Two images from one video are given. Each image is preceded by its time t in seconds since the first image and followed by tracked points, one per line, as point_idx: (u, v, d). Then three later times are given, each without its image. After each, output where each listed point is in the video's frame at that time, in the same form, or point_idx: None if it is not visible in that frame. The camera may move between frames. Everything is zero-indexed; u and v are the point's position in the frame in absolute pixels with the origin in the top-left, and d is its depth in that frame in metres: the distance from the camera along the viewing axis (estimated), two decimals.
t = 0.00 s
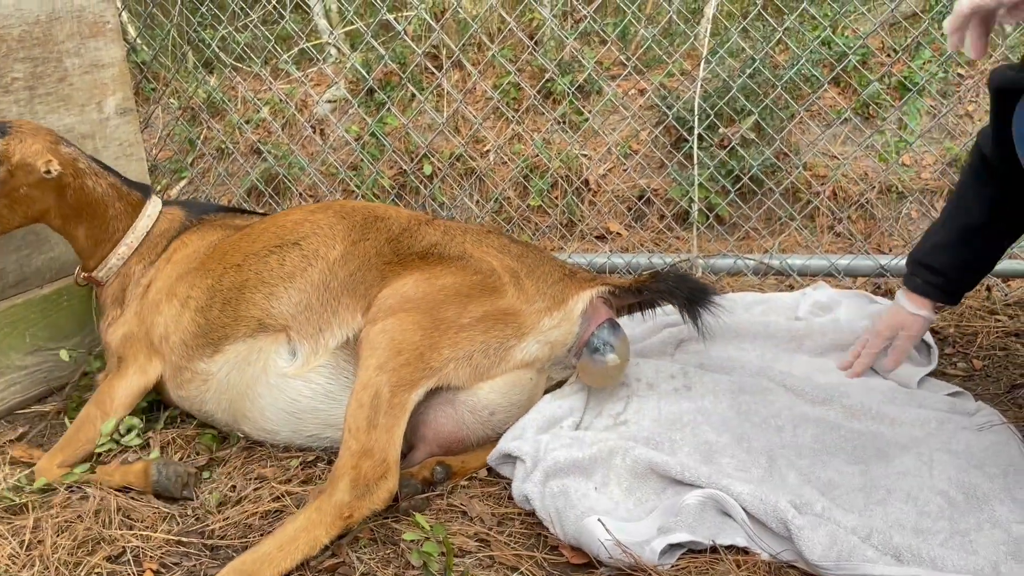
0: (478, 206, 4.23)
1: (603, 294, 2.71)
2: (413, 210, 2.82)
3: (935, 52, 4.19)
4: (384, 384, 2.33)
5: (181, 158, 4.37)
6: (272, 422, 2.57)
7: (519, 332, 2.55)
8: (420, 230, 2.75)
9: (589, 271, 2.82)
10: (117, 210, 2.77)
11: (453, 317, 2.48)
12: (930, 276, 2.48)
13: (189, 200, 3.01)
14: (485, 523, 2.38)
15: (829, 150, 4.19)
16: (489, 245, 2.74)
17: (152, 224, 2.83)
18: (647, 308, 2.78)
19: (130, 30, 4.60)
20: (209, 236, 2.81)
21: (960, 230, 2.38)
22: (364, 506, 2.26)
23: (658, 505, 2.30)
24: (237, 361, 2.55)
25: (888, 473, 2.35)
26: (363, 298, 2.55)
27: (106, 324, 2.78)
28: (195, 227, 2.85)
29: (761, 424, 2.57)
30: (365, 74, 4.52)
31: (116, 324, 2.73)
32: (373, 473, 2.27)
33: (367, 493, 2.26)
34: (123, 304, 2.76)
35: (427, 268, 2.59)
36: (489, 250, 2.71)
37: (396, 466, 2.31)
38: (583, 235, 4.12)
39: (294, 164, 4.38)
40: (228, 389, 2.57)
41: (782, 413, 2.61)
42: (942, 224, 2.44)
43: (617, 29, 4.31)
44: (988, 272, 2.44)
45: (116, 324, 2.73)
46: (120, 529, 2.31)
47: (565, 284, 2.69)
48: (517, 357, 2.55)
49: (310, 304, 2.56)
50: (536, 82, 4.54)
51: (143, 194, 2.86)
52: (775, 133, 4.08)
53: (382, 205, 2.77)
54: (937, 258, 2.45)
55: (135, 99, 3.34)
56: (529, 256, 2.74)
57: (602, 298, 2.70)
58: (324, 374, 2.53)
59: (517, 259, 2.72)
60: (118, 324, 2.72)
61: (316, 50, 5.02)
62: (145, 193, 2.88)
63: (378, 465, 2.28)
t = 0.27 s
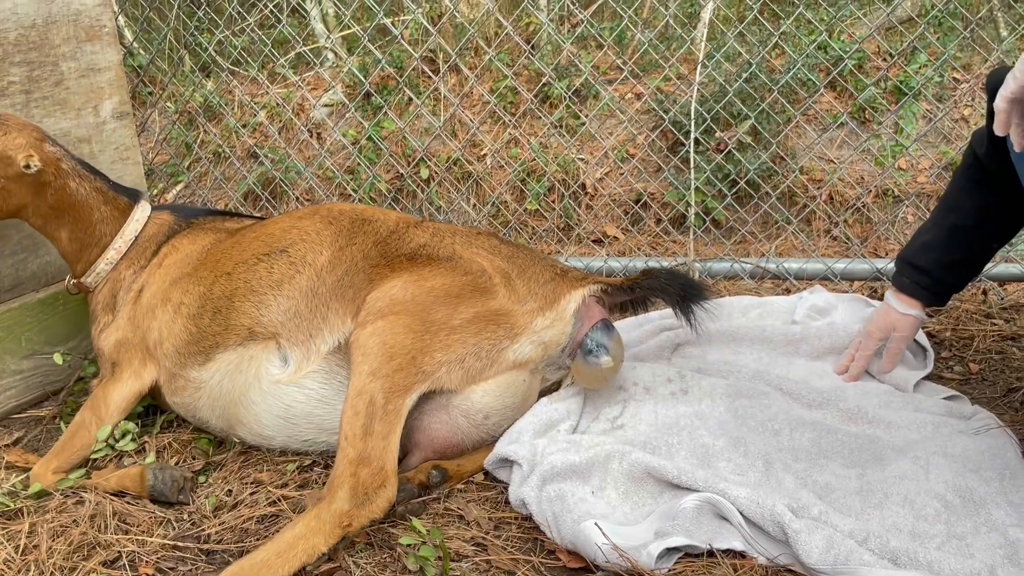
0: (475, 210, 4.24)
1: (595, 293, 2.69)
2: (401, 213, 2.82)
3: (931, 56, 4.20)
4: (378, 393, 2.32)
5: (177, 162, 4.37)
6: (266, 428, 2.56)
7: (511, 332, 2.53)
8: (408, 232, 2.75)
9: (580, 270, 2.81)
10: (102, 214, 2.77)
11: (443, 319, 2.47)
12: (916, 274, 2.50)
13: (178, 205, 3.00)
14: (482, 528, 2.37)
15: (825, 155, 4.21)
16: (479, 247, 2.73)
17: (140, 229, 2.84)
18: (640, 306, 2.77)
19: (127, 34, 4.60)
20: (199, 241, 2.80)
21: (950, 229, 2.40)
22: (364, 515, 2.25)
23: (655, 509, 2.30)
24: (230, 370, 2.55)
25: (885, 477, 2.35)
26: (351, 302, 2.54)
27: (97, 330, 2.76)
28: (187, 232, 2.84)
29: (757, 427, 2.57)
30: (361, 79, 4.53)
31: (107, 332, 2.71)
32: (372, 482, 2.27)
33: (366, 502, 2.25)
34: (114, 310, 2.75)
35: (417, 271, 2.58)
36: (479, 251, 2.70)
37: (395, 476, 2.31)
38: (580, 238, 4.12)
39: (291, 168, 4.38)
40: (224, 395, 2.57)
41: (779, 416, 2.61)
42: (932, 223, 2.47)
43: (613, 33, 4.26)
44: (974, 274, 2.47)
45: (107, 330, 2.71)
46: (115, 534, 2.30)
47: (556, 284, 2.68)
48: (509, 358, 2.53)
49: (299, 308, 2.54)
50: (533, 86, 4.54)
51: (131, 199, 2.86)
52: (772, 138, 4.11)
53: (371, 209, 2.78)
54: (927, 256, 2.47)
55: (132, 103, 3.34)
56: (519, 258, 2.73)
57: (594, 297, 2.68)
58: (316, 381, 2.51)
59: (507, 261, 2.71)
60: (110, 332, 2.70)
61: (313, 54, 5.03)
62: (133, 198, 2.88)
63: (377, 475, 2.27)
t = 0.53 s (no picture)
0: (472, 215, 4.24)
1: (558, 274, 2.67)
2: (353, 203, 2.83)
3: (926, 61, 4.21)
4: (350, 391, 2.30)
5: (174, 167, 4.37)
6: (254, 429, 2.56)
7: (474, 316, 2.50)
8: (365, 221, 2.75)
9: (542, 251, 2.80)
10: (71, 229, 2.77)
11: (400, 302, 2.44)
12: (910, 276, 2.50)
13: (149, 213, 3.01)
14: (478, 533, 2.37)
15: (821, 160, 4.22)
16: (439, 237, 2.73)
17: (111, 241, 2.82)
18: (607, 281, 2.75)
19: (124, 39, 4.61)
20: (169, 244, 2.80)
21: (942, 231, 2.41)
22: (357, 515, 2.24)
23: (651, 514, 2.30)
24: (211, 375, 2.57)
25: (881, 481, 2.35)
26: (310, 296, 2.52)
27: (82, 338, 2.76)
28: (156, 235, 2.85)
29: (753, 432, 2.58)
30: (358, 84, 4.53)
31: (96, 336, 2.71)
32: (364, 482, 2.27)
33: (359, 502, 2.25)
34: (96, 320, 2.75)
35: (368, 259, 2.56)
36: (438, 240, 2.69)
37: (386, 474, 2.30)
38: (577, 243, 4.12)
39: (289, 173, 4.38)
40: (209, 398, 2.58)
41: (775, 420, 2.62)
42: (926, 225, 2.48)
43: (609, 38, 4.27)
44: (966, 275, 2.48)
45: (96, 336, 2.71)
46: (111, 539, 2.29)
47: (518, 266, 2.65)
48: (474, 341, 2.50)
49: (266, 307, 2.54)
50: (529, 90, 4.56)
51: (101, 210, 2.85)
52: (769, 143, 4.14)
53: (323, 202, 2.79)
54: (922, 258, 2.47)
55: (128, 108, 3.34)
56: (479, 244, 2.72)
57: (560, 278, 2.66)
58: (291, 381, 2.52)
59: (466, 247, 2.69)
60: (97, 337, 2.71)
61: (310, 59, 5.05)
62: (103, 210, 2.87)
63: (367, 474, 2.27)
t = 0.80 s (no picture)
0: (470, 219, 4.23)
1: (521, 260, 2.61)
2: (305, 201, 2.82)
3: (923, 65, 4.22)
4: (317, 390, 2.30)
5: (172, 170, 4.37)
6: (236, 433, 2.57)
7: (432, 307, 2.47)
8: (320, 218, 2.73)
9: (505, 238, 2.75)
10: (40, 249, 2.75)
11: (354, 295, 2.42)
12: (901, 282, 2.50)
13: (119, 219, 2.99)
14: (477, 537, 2.36)
15: (818, 163, 4.22)
16: (396, 232, 2.70)
17: (81, 252, 2.77)
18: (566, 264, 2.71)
19: (122, 43, 4.61)
20: (138, 246, 2.79)
21: (935, 237, 2.41)
22: (346, 511, 2.25)
23: (649, 518, 2.29)
24: (189, 384, 2.58)
25: (880, 485, 2.35)
26: (268, 296, 2.52)
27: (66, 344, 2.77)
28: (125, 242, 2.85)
29: (751, 436, 2.58)
30: (356, 88, 4.53)
31: (82, 336, 2.72)
32: (349, 477, 2.26)
33: (348, 497, 2.26)
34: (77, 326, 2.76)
35: (320, 256, 2.54)
36: (394, 235, 2.66)
37: (373, 468, 2.30)
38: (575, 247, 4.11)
39: (286, 177, 4.37)
40: (191, 405, 2.59)
41: (773, 423, 2.61)
42: (918, 232, 2.48)
43: (607, 42, 4.28)
44: (960, 282, 2.48)
45: (81, 338, 2.73)
46: (108, 544, 2.29)
47: (478, 254, 2.60)
48: (435, 333, 2.47)
49: (233, 308, 2.55)
50: (527, 94, 4.60)
51: (69, 224, 2.81)
52: (767, 146, 4.12)
53: (277, 203, 2.78)
54: (915, 264, 2.47)
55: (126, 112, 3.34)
56: (437, 236, 2.68)
57: (523, 264, 2.59)
58: (263, 388, 2.51)
59: (423, 240, 2.66)
60: (82, 340, 2.72)
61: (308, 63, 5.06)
62: (71, 222, 2.82)
63: (352, 469, 2.27)
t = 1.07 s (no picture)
0: (469, 223, 4.24)
1: (509, 260, 2.57)
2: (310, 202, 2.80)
3: (920, 70, 4.24)
4: (306, 398, 2.30)
5: (170, 175, 4.34)
6: (226, 437, 2.58)
7: (418, 310, 2.46)
8: (315, 222, 2.72)
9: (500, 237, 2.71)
10: (52, 249, 2.76)
11: (340, 302, 2.41)
12: (892, 292, 2.51)
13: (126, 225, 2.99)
14: (476, 541, 2.36)
15: (816, 168, 4.24)
16: (388, 235, 2.68)
17: (91, 257, 2.81)
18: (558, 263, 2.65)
19: (121, 48, 4.62)
20: (146, 252, 2.81)
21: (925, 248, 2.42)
22: (339, 514, 2.25)
23: (648, 523, 2.30)
24: (183, 383, 2.58)
25: (878, 489, 2.35)
26: (257, 299, 2.52)
27: (72, 348, 2.78)
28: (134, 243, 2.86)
29: (749, 440, 2.58)
30: (355, 93, 4.55)
31: (85, 342, 2.73)
32: (341, 480, 2.26)
33: (340, 499, 2.25)
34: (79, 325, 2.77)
35: (310, 262, 2.53)
36: (384, 239, 2.64)
37: (365, 469, 2.29)
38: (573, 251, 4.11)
39: (285, 182, 4.38)
40: (185, 406, 2.60)
41: (771, 427, 2.62)
42: (908, 242, 2.48)
43: (605, 46, 4.30)
44: (950, 291, 2.48)
45: (85, 343, 2.73)
46: (106, 548, 2.28)
47: (467, 257, 2.58)
48: (422, 337, 2.46)
49: (225, 308, 2.56)
50: (526, 99, 4.61)
51: (81, 228, 2.84)
52: (764, 151, 4.12)
53: (274, 205, 2.77)
54: (906, 273, 2.47)
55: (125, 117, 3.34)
56: (427, 239, 2.66)
57: (511, 265, 2.55)
58: (252, 390, 2.52)
59: (413, 244, 2.64)
60: (86, 344, 2.72)
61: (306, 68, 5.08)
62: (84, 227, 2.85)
63: (344, 472, 2.26)
